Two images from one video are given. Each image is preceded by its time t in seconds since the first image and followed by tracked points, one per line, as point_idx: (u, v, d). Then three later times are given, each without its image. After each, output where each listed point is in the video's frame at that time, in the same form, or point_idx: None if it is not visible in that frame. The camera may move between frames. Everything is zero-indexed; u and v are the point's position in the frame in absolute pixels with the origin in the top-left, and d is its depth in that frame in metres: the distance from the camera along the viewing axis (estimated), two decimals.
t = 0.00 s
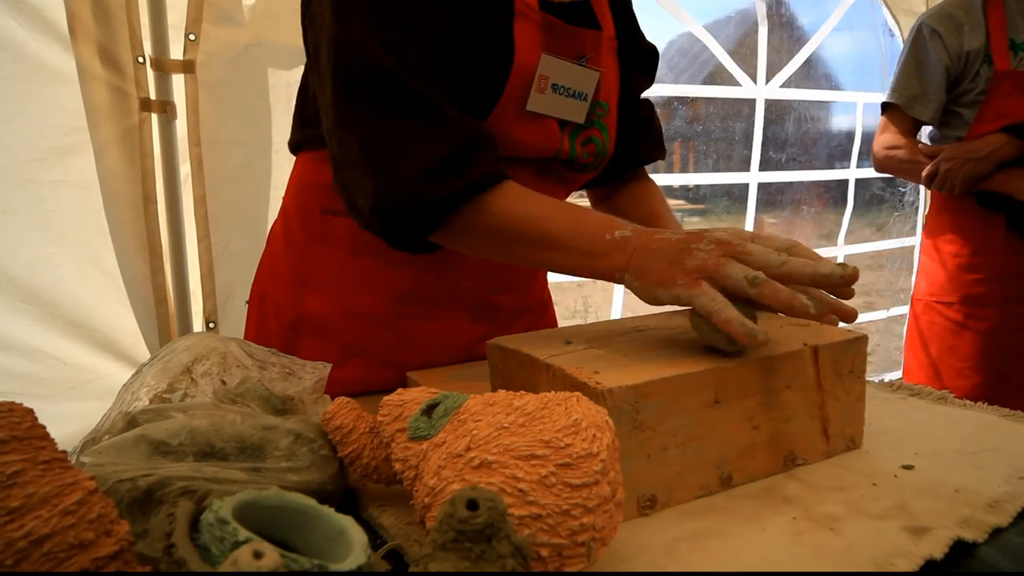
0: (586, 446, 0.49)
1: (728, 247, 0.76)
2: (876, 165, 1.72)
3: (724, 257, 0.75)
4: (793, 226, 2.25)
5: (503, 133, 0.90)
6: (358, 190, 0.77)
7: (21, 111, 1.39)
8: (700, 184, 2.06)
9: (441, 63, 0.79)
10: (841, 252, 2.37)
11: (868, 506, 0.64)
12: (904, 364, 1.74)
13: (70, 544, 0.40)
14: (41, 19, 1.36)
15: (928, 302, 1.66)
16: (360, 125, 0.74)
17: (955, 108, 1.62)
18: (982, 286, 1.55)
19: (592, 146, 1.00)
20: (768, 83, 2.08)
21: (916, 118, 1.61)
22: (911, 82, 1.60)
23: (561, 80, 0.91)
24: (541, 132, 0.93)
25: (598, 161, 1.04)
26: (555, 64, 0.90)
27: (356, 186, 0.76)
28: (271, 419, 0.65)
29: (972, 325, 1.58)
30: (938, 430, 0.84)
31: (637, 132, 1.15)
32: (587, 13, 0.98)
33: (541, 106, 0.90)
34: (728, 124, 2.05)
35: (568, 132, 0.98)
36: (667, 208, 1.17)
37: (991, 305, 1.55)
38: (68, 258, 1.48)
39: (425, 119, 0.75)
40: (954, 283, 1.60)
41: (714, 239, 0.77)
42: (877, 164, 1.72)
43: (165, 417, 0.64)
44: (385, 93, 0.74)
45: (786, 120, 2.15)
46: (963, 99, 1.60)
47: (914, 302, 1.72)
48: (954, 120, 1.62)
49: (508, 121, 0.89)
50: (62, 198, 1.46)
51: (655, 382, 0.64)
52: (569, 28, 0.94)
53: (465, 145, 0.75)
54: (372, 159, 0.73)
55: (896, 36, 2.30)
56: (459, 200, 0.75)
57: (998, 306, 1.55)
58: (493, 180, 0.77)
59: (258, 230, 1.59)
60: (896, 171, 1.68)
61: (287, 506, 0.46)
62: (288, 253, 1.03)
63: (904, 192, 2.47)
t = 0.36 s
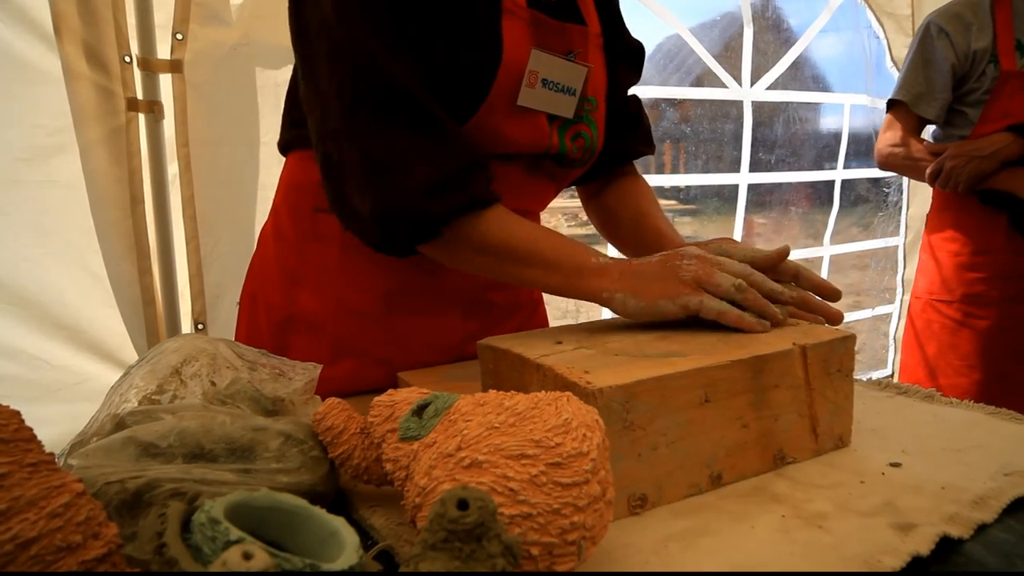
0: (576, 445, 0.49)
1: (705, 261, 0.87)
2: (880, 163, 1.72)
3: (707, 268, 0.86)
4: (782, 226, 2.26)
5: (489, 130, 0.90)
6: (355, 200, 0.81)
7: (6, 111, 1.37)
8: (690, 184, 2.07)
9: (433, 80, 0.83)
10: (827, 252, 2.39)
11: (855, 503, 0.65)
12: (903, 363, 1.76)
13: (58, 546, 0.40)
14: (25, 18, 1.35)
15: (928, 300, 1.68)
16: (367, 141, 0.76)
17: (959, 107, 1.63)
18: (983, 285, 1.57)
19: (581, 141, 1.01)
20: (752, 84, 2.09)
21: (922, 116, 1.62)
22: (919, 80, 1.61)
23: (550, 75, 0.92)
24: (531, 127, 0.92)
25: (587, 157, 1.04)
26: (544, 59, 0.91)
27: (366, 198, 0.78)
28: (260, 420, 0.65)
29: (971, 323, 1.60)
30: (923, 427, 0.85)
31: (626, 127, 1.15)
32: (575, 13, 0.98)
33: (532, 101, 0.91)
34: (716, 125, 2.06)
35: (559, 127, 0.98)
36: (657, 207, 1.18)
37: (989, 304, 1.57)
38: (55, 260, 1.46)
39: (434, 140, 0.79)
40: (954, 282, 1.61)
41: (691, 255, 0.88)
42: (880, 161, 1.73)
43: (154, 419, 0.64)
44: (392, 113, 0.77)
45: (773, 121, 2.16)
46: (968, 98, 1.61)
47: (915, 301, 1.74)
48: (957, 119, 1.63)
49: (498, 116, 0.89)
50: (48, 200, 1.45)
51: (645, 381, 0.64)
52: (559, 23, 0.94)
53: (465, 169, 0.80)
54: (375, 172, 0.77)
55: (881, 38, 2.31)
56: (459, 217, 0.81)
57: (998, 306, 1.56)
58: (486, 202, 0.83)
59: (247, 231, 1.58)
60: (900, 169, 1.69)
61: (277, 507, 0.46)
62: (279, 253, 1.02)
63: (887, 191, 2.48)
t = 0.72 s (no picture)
0: (567, 445, 0.49)
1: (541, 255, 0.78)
2: (878, 160, 1.73)
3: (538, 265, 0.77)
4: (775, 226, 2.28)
5: (463, 126, 0.90)
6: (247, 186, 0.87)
7: None
8: (684, 185, 2.08)
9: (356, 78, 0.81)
10: (822, 252, 2.40)
11: (845, 502, 0.65)
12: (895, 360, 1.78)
13: (43, 550, 0.39)
14: (12, 17, 1.33)
15: (921, 299, 1.70)
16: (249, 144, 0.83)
17: (959, 107, 1.64)
18: (976, 285, 1.58)
19: (558, 136, 1.00)
20: (746, 84, 2.10)
21: (922, 114, 1.63)
22: (920, 78, 1.62)
23: (517, 69, 0.92)
24: (501, 121, 0.93)
25: (568, 153, 1.04)
26: (508, 53, 0.91)
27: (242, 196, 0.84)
28: (250, 422, 0.65)
29: (964, 322, 1.61)
30: (913, 426, 0.85)
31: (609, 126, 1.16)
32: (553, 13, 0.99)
33: (499, 95, 0.91)
34: (710, 125, 2.07)
35: (532, 121, 0.98)
36: (645, 204, 1.18)
37: (983, 303, 1.58)
38: (43, 260, 1.45)
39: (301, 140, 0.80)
40: (949, 282, 1.63)
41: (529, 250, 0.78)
42: (878, 158, 1.73)
43: (143, 420, 0.64)
44: (272, 115, 0.81)
45: (767, 120, 2.17)
46: (967, 97, 1.62)
47: (909, 300, 1.75)
48: (956, 119, 1.64)
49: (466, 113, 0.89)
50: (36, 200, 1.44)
51: (635, 381, 0.64)
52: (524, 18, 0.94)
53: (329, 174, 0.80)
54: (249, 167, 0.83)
55: (874, 38, 2.32)
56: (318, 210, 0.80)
57: (991, 304, 1.57)
58: (342, 205, 0.81)
59: (239, 232, 1.58)
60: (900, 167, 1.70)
61: (266, 509, 0.46)
62: (266, 252, 1.02)
63: (885, 191, 2.50)
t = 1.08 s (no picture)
0: (563, 445, 0.49)
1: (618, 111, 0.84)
2: (869, 161, 1.74)
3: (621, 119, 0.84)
4: (771, 227, 2.28)
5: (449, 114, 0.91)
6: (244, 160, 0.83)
7: None
8: (680, 186, 2.08)
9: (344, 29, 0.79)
10: (816, 252, 2.41)
11: (840, 501, 0.65)
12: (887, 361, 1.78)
13: (38, 551, 0.39)
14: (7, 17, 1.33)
15: (914, 299, 1.70)
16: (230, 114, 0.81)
17: (952, 108, 1.64)
18: (969, 285, 1.58)
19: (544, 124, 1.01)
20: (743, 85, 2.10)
21: (915, 114, 1.63)
22: (913, 79, 1.62)
23: (498, 56, 0.92)
24: (486, 108, 0.94)
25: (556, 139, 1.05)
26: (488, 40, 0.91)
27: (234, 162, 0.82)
28: (246, 422, 0.64)
29: (958, 322, 1.61)
30: (908, 425, 0.86)
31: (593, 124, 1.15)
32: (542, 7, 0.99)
33: (480, 83, 0.92)
34: (705, 126, 2.08)
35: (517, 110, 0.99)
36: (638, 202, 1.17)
37: (976, 303, 1.58)
38: (38, 261, 1.45)
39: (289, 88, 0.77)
40: (942, 281, 1.63)
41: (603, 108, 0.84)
42: (871, 158, 1.74)
43: (138, 421, 0.63)
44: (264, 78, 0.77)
45: (762, 121, 2.17)
46: (960, 97, 1.62)
47: (902, 300, 1.76)
48: (948, 119, 1.65)
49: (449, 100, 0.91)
50: (31, 200, 1.43)
51: (631, 381, 0.65)
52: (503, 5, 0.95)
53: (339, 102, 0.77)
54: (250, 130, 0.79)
55: (869, 39, 2.33)
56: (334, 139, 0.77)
57: (985, 304, 1.58)
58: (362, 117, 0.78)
59: (235, 233, 1.57)
60: (891, 167, 1.71)
61: (262, 510, 0.46)
62: (261, 254, 1.02)
63: (880, 192, 2.50)
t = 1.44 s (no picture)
0: (561, 445, 0.49)
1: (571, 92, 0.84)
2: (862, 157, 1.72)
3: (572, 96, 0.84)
4: (766, 227, 2.29)
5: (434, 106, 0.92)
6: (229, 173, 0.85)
7: None
8: (677, 187, 2.09)
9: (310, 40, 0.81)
10: (808, 252, 2.41)
11: (838, 501, 0.65)
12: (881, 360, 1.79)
13: (35, 552, 0.39)
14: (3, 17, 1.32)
15: (907, 298, 1.71)
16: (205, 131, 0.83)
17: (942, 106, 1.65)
18: (962, 284, 1.59)
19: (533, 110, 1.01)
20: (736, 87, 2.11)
21: (906, 116, 1.63)
22: (903, 81, 1.62)
23: (478, 46, 0.93)
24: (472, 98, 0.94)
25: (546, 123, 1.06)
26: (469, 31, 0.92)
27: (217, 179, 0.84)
28: (244, 423, 0.64)
29: (949, 322, 1.61)
30: (904, 425, 0.86)
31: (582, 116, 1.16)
32: None
33: (464, 73, 0.92)
34: (701, 127, 2.07)
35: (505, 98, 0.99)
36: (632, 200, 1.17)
37: (967, 304, 1.59)
38: (34, 261, 1.45)
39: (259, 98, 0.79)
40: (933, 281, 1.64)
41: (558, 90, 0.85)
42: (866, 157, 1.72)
43: (135, 422, 0.63)
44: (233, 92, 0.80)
45: (756, 122, 2.17)
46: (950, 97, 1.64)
47: (896, 300, 1.76)
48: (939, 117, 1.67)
49: (434, 94, 0.91)
50: (27, 200, 1.43)
51: (629, 381, 0.65)
52: None
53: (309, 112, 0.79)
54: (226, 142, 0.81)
55: (862, 40, 2.33)
56: (299, 145, 0.78)
57: (976, 303, 1.57)
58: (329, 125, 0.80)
59: (232, 235, 1.57)
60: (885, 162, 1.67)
61: (259, 510, 0.46)
62: (256, 254, 1.02)
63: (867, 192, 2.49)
